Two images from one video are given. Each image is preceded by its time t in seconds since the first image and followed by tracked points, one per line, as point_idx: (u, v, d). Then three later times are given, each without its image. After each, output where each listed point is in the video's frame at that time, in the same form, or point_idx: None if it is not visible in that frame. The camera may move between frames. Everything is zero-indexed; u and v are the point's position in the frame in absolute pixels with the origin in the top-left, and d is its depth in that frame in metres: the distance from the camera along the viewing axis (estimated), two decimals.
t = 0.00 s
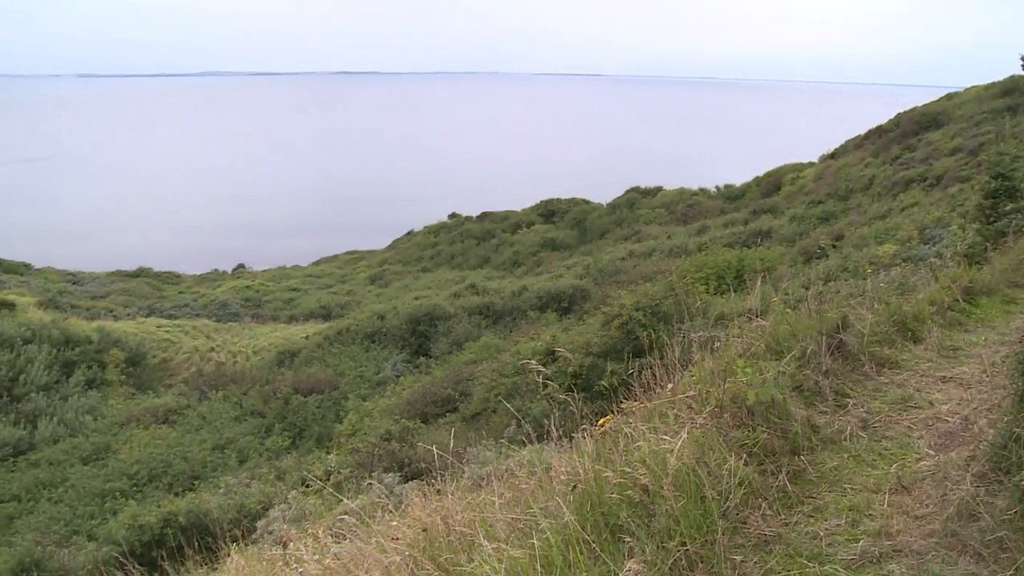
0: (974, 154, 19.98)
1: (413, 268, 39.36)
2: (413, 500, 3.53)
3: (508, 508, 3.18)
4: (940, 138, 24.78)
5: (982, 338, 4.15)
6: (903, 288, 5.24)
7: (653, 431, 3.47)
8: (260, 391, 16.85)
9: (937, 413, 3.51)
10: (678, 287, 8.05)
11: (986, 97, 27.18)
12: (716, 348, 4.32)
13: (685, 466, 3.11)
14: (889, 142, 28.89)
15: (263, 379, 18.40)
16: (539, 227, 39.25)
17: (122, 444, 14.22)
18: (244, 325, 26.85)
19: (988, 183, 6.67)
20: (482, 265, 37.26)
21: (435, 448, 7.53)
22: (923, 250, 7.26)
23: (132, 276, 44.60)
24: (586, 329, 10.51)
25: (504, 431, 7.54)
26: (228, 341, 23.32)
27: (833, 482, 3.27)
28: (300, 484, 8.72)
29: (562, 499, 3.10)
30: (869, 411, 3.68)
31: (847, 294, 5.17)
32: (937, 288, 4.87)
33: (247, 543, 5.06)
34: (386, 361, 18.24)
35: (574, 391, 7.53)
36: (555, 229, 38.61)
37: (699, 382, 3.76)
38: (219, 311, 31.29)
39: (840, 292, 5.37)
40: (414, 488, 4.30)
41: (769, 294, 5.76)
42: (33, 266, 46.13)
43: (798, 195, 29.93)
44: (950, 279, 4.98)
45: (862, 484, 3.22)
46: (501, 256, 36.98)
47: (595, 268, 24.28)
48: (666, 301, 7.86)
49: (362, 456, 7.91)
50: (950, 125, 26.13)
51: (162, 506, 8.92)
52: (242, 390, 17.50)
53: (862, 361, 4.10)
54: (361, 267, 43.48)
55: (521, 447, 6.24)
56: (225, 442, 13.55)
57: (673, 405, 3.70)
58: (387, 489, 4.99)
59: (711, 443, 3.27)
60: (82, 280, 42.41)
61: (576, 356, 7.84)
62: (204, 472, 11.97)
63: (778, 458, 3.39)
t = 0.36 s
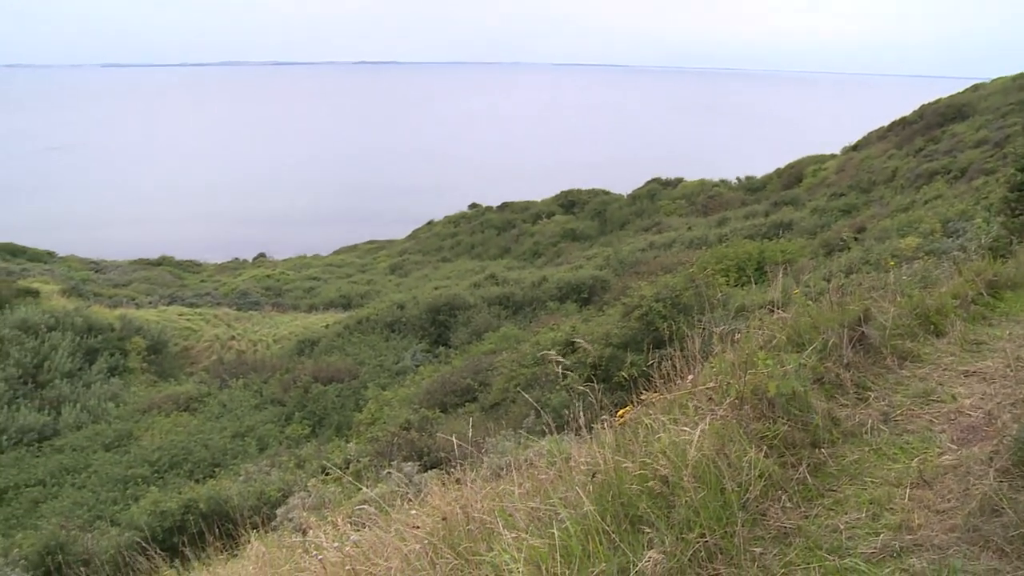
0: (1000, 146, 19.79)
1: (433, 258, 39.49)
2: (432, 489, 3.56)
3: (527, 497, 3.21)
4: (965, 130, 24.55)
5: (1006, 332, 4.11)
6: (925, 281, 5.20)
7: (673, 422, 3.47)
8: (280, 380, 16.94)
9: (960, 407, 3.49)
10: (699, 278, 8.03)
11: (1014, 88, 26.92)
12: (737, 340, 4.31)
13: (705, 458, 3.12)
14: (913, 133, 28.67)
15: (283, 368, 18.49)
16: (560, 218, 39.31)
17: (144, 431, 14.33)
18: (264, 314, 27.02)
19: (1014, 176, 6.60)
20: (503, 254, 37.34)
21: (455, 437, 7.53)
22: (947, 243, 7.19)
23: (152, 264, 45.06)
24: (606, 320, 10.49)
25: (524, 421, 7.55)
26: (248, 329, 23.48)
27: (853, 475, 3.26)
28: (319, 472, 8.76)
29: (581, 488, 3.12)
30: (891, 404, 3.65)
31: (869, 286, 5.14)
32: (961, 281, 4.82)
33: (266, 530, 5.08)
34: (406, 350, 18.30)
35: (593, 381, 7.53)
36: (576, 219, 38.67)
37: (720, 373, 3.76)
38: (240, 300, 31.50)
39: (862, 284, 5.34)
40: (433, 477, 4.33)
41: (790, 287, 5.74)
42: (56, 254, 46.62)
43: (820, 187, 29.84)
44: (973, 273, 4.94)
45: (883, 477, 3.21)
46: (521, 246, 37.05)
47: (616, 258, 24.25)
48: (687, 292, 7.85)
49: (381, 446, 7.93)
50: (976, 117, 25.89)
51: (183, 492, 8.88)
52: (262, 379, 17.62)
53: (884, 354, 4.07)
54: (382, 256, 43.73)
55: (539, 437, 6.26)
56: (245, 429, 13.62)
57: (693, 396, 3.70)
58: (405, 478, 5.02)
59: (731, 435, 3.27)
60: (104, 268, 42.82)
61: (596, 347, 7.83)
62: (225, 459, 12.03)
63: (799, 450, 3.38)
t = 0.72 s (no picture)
0: None
1: (452, 246, 39.58)
2: (451, 476, 3.59)
3: (546, 486, 3.23)
4: (989, 120, 24.31)
5: None
6: (946, 272, 5.16)
7: (692, 412, 3.47)
8: (299, 367, 17.02)
9: (981, 399, 3.46)
10: (719, 268, 8.02)
11: None
12: (756, 330, 4.31)
13: (724, 448, 3.14)
14: (936, 123, 28.44)
15: (302, 355, 18.59)
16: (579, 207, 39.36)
17: (164, 417, 14.45)
18: (283, 302, 27.18)
19: None
20: (522, 244, 37.43)
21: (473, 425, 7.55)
22: (969, 234, 7.13)
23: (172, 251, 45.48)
24: (625, 309, 10.48)
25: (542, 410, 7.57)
26: (266, 317, 23.61)
27: (872, 466, 3.25)
28: (337, 460, 8.80)
29: (600, 476, 3.14)
30: (912, 395, 3.63)
31: (890, 277, 5.11)
32: (984, 273, 4.79)
33: (286, 516, 5.10)
34: (424, 339, 18.35)
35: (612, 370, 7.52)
36: (595, 209, 38.72)
37: (739, 363, 3.76)
38: (260, 287, 31.72)
39: (883, 274, 5.31)
40: (450, 466, 4.36)
41: (810, 277, 5.72)
42: (76, 240, 47.04)
43: (840, 178, 29.72)
44: (996, 264, 4.90)
45: (903, 469, 3.19)
46: (540, 236, 37.10)
47: (635, 248, 24.21)
48: (706, 282, 7.86)
49: (399, 433, 7.95)
50: (1000, 107, 25.63)
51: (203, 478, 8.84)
52: (281, 366, 17.72)
53: (905, 346, 4.05)
54: (400, 245, 43.96)
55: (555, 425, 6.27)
56: (264, 416, 13.69)
57: (712, 386, 3.70)
58: (422, 465, 5.05)
59: (751, 425, 3.28)
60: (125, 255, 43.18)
61: (614, 336, 7.82)
62: (244, 446, 12.09)
63: (818, 441, 3.38)
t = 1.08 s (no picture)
0: None
1: (470, 235, 39.70)
2: (468, 465, 3.61)
3: (564, 475, 3.24)
4: (1012, 111, 24.07)
5: None
6: (967, 265, 5.12)
7: (710, 402, 3.48)
8: (316, 355, 17.09)
9: (1002, 393, 3.44)
10: (737, 260, 8.00)
11: None
12: (774, 321, 4.29)
13: (742, 439, 3.15)
14: (958, 114, 28.18)
15: (320, 343, 18.68)
16: (596, 196, 39.41)
17: (183, 403, 14.57)
18: (301, 290, 27.35)
19: None
20: (539, 233, 37.49)
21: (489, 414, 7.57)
22: (991, 227, 7.08)
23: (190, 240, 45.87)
24: (642, 299, 10.47)
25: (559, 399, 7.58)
26: (284, 306, 23.76)
27: (891, 459, 3.23)
28: (354, 447, 8.86)
29: (617, 465, 3.15)
30: (931, 388, 3.61)
31: (909, 269, 5.08)
32: (1006, 265, 4.74)
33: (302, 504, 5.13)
34: (441, 328, 18.41)
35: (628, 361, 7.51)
36: (613, 198, 38.73)
37: (757, 354, 3.75)
38: (278, 275, 31.91)
39: (902, 266, 5.28)
40: (467, 454, 4.38)
41: (827, 268, 5.70)
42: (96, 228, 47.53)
43: (860, 169, 29.59)
44: (1017, 255, 4.85)
45: (922, 462, 3.18)
46: (557, 225, 37.16)
47: (653, 238, 24.17)
48: (723, 274, 7.83)
49: (416, 422, 7.98)
50: None
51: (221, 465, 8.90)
52: (299, 354, 17.78)
53: (924, 338, 4.03)
54: (417, 234, 44.13)
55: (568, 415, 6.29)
56: (281, 404, 13.75)
57: (730, 376, 3.69)
58: (438, 454, 5.09)
59: (769, 417, 3.28)
60: (144, 244, 43.58)
61: (631, 327, 7.81)
62: (261, 434, 12.15)
63: (836, 433, 3.37)
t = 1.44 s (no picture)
0: None
1: (486, 225, 39.75)
2: (484, 453, 3.63)
3: (579, 464, 3.25)
4: None
5: None
6: (986, 256, 5.08)
7: (726, 392, 3.48)
8: (331, 343, 17.14)
9: (1021, 385, 3.42)
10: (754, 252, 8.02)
11: None
12: (791, 312, 4.29)
13: (757, 430, 3.15)
14: (978, 105, 27.97)
15: (335, 331, 18.74)
16: (612, 187, 39.39)
17: (200, 391, 14.67)
18: (316, 278, 27.45)
19: None
20: (554, 223, 37.52)
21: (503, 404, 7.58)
22: (1011, 219, 7.03)
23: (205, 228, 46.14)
24: (658, 290, 10.47)
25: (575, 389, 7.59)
26: (299, 295, 23.87)
27: (907, 451, 3.22)
28: (369, 436, 8.90)
29: (632, 455, 3.16)
30: (948, 380, 3.60)
31: (927, 261, 5.06)
32: None
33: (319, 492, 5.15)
34: (456, 317, 18.46)
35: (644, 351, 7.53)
36: (629, 188, 38.71)
37: (773, 345, 3.76)
38: (295, 262, 32.05)
39: (920, 258, 5.26)
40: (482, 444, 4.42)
41: (843, 260, 5.69)
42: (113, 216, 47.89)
43: (878, 160, 29.48)
44: None
45: (938, 454, 3.16)
46: (574, 215, 37.16)
47: (669, 228, 24.12)
48: (740, 266, 7.83)
49: (430, 410, 8.00)
50: None
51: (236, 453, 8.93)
52: (314, 342, 17.80)
53: (942, 330, 4.01)
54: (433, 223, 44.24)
55: (583, 404, 6.30)
56: (297, 393, 13.80)
57: (746, 367, 3.69)
58: (454, 443, 5.14)
59: (784, 407, 3.29)
60: (161, 232, 43.89)
61: (647, 317, 7.83)
62: (277, 422, 12.20)
63: (852, 424, 3.37)
